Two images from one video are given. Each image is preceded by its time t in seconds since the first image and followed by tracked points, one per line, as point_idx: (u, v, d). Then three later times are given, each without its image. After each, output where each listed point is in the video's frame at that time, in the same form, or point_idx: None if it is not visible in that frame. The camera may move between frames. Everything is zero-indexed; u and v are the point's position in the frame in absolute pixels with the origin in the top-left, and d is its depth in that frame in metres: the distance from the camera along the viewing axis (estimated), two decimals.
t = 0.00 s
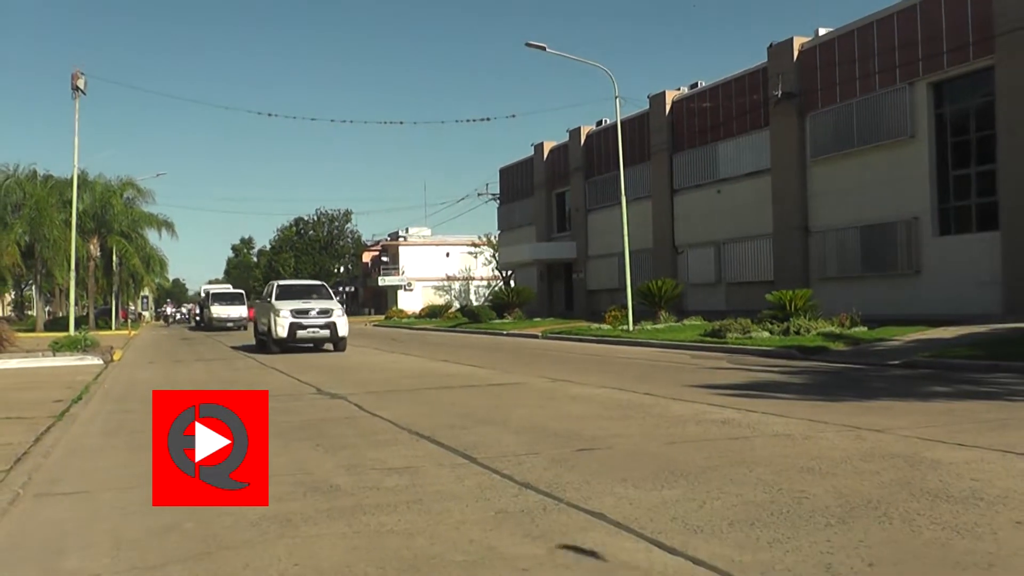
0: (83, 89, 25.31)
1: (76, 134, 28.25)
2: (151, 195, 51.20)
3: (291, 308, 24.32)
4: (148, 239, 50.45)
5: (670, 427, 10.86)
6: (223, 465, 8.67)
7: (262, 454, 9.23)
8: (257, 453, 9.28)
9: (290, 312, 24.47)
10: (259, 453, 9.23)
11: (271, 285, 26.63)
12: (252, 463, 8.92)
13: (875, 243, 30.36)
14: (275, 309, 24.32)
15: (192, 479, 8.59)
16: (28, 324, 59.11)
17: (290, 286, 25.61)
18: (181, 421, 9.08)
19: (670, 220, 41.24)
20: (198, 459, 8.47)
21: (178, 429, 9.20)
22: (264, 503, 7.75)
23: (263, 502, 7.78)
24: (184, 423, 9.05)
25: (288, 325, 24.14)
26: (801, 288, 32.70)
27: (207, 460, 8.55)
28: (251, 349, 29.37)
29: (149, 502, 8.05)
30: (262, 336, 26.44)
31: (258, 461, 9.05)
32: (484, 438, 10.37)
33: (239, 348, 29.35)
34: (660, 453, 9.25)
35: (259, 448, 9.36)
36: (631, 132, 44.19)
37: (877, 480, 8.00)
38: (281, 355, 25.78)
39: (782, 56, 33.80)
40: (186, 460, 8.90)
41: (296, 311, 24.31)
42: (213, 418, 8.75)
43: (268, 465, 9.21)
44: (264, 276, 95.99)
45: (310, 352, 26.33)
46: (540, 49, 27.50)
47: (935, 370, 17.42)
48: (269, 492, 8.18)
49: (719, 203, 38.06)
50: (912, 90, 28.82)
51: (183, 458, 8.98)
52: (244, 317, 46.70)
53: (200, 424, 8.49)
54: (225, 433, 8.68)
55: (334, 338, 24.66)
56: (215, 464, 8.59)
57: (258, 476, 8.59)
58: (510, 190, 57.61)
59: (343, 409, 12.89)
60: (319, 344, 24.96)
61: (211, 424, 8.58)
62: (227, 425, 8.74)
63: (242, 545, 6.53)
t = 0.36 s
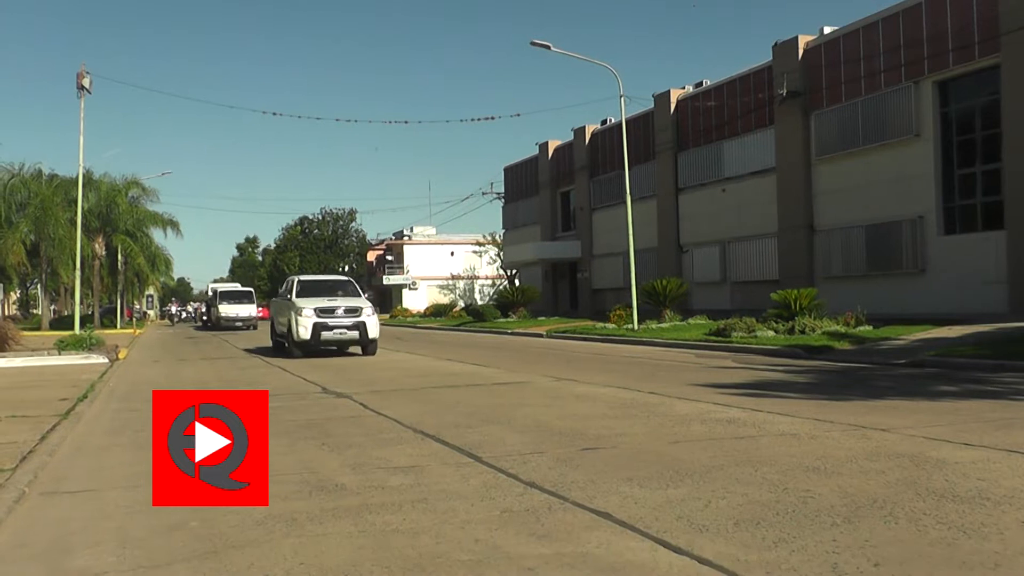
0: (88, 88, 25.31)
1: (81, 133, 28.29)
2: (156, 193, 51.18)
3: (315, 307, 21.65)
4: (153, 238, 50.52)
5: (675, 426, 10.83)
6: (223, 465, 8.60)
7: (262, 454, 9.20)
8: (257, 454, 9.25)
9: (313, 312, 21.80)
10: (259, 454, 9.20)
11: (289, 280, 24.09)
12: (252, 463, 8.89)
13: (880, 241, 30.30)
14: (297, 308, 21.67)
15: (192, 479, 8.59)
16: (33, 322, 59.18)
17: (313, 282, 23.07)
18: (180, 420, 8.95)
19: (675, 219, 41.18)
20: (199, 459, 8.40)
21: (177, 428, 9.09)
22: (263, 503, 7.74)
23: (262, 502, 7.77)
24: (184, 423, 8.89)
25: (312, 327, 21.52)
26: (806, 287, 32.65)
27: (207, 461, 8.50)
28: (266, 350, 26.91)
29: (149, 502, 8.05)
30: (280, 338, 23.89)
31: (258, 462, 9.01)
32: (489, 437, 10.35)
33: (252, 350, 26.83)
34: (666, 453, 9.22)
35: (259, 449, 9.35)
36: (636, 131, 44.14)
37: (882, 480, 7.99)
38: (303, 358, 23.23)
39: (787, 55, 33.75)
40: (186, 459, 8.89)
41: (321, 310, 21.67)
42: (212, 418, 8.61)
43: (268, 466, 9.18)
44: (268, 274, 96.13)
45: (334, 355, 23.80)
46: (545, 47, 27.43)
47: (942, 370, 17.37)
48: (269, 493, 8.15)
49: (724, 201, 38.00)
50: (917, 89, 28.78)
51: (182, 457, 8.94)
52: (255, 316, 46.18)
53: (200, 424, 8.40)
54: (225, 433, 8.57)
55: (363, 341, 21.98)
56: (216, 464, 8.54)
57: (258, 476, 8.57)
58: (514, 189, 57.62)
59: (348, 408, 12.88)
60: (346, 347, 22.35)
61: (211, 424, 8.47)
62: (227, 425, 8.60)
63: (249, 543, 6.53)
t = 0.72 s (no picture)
0: (94, 89, 25.38)
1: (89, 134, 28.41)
2: (163, 194, 51.39)
3: (346, 307, 18.76)
4: (160, 238, 50.67)
5: (683, 426, 10.82)
6: (224, 465, 8.59)
7: (262, 454, 9.18)
8: (256, 453, 9.24)
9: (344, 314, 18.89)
10: (259, 452, 9.23)
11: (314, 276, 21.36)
12: (252, 463, 8.87)
13: (887, 241, 30.21)
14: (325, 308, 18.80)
15: (192, 479, 8.58)
16: (41, 323, 59.35)
17: (341, 279, 20.31)
18: (180, 420, 8.90)
19: (681, 219, 41.14)
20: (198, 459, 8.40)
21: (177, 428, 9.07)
22: (263, 504, 7.75)
23: (262, 502, 7.78)
24: (184, 422, 8.87)
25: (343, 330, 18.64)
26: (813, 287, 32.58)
27: (207, 461, 8.49)
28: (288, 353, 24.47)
29: (150, 502, 8.06)
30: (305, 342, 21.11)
31: (258, 462, 9.01)
32: (497, 437, 10.35)
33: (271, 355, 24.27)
34: (673, 453, 9.21)
35: (259, 448, 9.35)
36: (642, 131, 44.13)
37: (890, 480, 7.96)
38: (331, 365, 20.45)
39: (794, 54, 33.68)
40: (186, 459, 8.86)
41: (353, 310, 18.77)
42: (212, 418, 8.59)
43: (268, 466, 9.20)
44: (275, 274, 96.25)
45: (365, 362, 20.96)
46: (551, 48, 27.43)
47: (949, 370, 17.32)
48: (269, 493, 8.16)
49: (731, 201, 37.94)
50: (923, 88, 28.70)
51: (182, 457, 8.91)
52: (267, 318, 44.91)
53: (200, 424, 8.40)
54: (225, 433, 8.56)
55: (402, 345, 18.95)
56: (215, 464, 8.54)
57: (258, 476, 8.56)
58: (521, 189, 57.64)
59: (354, 408, 12.89)
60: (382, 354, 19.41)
61: (211, 424, 8.46)
62: (227, 424, 8.59)
63: (257, 543, 6.54)
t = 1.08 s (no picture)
0: (106, 91, 25.46)
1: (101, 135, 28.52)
2: (173, 195, 51.56)
3: (390, 308, 16.24)
4: (171, 239, 50.84)
5: (694, 427, 10.81)
6: (223, 465, 8.53)
7: (263, 455, 9.15)
8: (257, 453, 9.21)
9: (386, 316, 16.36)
10: (259, 451, 9.24)
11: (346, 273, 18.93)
12: (252, 463, 8.83)
13: (898, 241, 30.10)
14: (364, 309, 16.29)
15: (192, 479, 8.59)
16: (52, 323, 59.64)
17: (378, 275, 17.86)
18: (179, 421, 8.70)
19: (691, 219, 41.09)
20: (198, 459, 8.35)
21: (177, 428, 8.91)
22: (263, 504, 7.79)
23: (262, 502, 7.83)
24: (184, 422, 8.66)
25: (386, 335, 16.09)
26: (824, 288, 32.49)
27: (207, 461, 8.43)
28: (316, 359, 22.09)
29: (149, 502, 8.12)
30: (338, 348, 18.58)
31: (258, 461, 9.00)
32: (508, 437, 10.36)
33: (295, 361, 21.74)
34: (685, 453, 9.21)
35: (259, 446, 9.36)
36: (651, 131, 44.12)
37: (902, 481, 7.94)
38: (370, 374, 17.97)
39: (804, 54, 33.58)
40: (186, 459, 8.74)
41: (397, 312, 16.22)
42: (211, 418, 8.44)
43: (268, 465, 9.21)
44: (286, 274, 96.58)
45: (407, 372, 18.31)
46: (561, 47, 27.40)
47: (960, 370, 17.27)
48: (269, 493, 8.19)
49: (741, 202, 37.87)
50: (935, 87, 28.59)
51: (183, 457, 8.80)
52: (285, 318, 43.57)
53: (200, 424, 8.29)
54: (225, 433, 8.43)
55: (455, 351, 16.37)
56: (216, 464, 8.50)
57: (259, 476, 8.58)
58: (530, 189, 57.71)
59: (365, 409, 12.92)
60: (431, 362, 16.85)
61: (210, 424, 8.34)
62: (227, 424, 8.46)
63: (271, 543, 6.55)
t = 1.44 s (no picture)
0: (119, 94, 25.56)
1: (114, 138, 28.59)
2: (186, 197, 51.74)
3: (449, 307, 13.84)
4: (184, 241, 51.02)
5: (709, 427, 10.79)
6: (223, 465, 8.61)
7: (263, 455, 9.20)
8: (257, 453, 9.26)
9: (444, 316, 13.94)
10: (259, 451, 9.25)
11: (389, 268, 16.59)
12: (251, 462, 8.91)
13: (912, 240, 29.95)
14: (419, 308, 13.88)
15: (192, 479, 8.61)
16: (67, 325, 59.97)
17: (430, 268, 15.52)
18: (180, 420, 8.74)
19: (704, 219, 41.00)
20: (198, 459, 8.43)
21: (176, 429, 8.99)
22: (264, 504, 7.85)
23: (263, 502, 7.89)
24: (184, 423, 8.74)
25: (445, 339, 13.68)
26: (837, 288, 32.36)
27: (207, 461, 8.52)
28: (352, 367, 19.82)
29: (150, 502, 8.18)
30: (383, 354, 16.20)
31: (258, 461, 9.06)
32: (524, 437, 10.36)
33: (329, 369, 19.35)
34: (701, 453, 9.19)
35: (260, 446, 9.39)
36: (665, 131, 44.04)
37: (920, 481, 7.90)
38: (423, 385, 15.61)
39: (817, 53, 33.48)
40: (186, 460, 8.80)
41: (457, 311, 13.82)
42: (212, 418, 8.56)
43: (270, 466, 9.24)
44: (299, 276, 96.76)
45: (464, 383, 15.93)
46: (573, 48, 27.40)
47: (977, 370, 17.17)
48: (269, 493, 8.26)
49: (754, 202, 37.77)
50: (948, 86, 28.47)
51: (183, 458, 8.87)
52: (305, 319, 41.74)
53: (200, 424, 8.38)
54: (225, 433, 8.54)
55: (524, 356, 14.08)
56: (215, 464, 8.56)
57: (258, 476, 8.64)
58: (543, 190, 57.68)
59: (380, 409, 12.95)
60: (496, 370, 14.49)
61: (211, 424, 8.45)
62: (227, 425, 8.56)
63: (288, 544, 6.56)
